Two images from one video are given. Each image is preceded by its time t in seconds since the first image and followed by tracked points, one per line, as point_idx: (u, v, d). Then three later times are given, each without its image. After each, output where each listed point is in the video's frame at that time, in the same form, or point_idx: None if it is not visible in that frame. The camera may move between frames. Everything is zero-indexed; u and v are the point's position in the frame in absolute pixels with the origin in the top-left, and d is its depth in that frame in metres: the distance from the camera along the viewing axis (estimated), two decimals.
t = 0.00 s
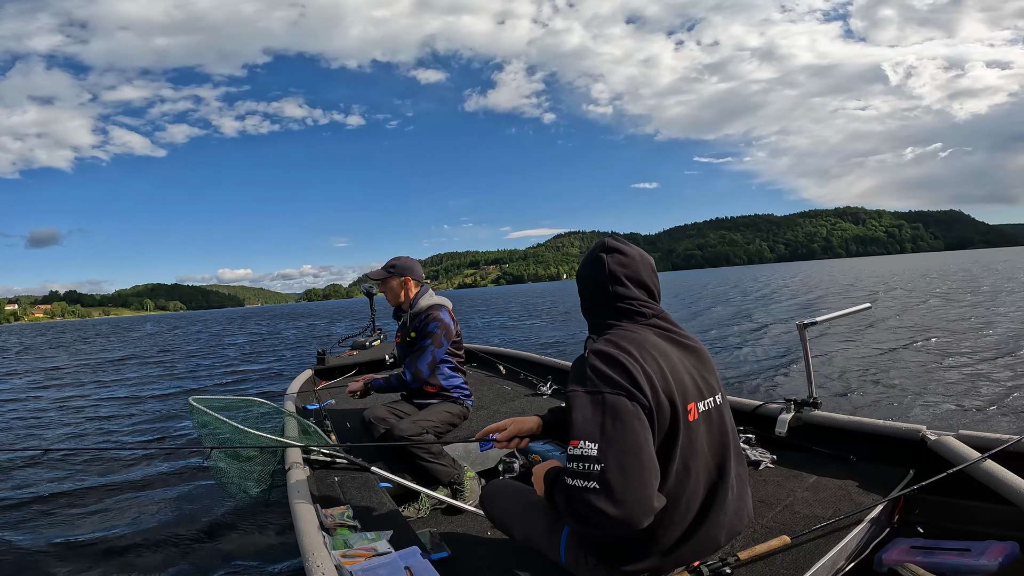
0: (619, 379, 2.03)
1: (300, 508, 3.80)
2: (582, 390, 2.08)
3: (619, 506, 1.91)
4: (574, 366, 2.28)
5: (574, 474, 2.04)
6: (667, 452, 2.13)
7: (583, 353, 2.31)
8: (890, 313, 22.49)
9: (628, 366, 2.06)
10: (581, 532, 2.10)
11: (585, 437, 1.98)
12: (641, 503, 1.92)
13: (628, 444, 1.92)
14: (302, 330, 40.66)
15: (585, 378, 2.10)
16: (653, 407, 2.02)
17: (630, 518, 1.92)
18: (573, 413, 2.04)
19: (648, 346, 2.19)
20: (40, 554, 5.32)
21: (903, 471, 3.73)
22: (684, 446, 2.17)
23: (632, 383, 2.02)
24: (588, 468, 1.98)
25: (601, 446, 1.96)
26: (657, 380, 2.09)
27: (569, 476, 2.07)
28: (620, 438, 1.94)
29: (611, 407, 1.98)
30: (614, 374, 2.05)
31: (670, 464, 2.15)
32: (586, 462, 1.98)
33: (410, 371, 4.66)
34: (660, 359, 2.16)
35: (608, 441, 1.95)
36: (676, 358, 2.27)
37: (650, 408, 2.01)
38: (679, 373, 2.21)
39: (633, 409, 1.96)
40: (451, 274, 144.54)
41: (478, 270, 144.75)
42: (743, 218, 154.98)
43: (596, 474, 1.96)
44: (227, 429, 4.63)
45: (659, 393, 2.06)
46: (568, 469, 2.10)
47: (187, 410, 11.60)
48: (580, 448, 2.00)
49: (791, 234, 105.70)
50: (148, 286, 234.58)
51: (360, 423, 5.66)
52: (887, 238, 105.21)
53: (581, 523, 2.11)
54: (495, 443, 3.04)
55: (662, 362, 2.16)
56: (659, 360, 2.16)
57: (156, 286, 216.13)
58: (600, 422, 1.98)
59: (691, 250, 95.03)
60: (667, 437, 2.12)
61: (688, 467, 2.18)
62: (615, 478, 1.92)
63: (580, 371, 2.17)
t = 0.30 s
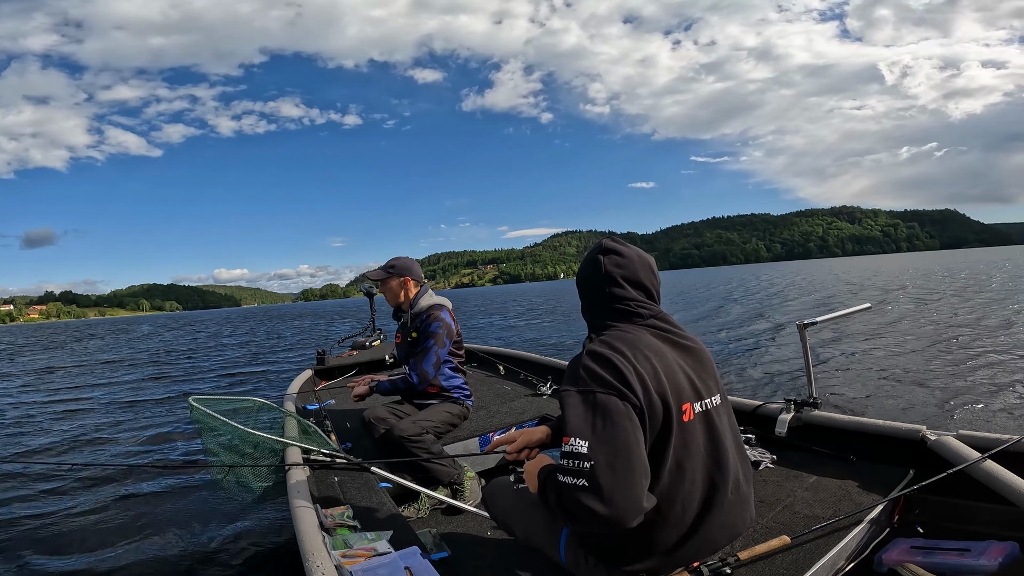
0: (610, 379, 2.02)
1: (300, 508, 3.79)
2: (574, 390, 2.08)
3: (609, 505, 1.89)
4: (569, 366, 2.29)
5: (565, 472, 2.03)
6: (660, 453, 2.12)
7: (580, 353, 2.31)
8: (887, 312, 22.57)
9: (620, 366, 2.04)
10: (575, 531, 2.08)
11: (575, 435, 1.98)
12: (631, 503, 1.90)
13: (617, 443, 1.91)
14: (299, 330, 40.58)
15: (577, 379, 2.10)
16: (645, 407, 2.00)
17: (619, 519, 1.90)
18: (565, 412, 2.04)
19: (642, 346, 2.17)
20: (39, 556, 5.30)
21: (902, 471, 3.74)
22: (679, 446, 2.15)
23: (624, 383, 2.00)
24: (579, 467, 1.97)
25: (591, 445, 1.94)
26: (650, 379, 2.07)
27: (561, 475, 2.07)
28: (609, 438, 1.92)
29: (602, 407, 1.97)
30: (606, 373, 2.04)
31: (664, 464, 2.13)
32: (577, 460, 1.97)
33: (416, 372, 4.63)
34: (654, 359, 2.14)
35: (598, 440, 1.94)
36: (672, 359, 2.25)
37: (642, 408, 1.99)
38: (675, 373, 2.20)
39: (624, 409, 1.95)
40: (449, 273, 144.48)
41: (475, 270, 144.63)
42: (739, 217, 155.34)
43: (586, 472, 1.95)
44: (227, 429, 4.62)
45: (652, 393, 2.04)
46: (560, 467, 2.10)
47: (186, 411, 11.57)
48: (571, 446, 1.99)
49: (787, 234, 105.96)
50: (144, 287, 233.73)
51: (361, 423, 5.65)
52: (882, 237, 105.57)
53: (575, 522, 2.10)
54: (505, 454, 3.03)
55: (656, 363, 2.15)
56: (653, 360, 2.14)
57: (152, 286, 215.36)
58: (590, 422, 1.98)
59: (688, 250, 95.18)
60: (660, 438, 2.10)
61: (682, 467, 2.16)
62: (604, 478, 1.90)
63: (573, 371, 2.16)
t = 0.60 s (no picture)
0: (612, 378, 2.01)
1: (300, 508, 3.79)
2: (576, 389, 2.08)
3: (613, 504, 1.89)
4: (570, 366, 2.28)
5: (569, 472, 2.02)
6: (662, 452, 2.11)
7: (580, 353, 2.30)
8: (886, 312, 22.63)
9: (621, 365, 2.05)
10: (578, 531, 2.07)
11: (578, 434, 1.97)
12: (634, 502, 1.89)
13: (621, 442, 1.90)
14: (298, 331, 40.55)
15: (579, 378, 2.10)
16: (647, 405, 2.00)
17: (623, 517, 1.90)
18: (567, 411, 2.03)
19: (643, 346, 2.17)
20: (39, 557, 5.29)
21: (902, 471, 3.74)
22: (681, 445, 2.15)
23: (625, 382, 2.00)
24: (583, 466, 1.96)
25: (594, 444, 1.94)
26: (651, 379, 2.07)
27: (565, 474, 2.06)
28: (613, 436, 1.92)
29: (604, 405, 1.97)
30: (608, 373, 2.04)
31: (666, 463, 2.13)
32: (581, 460, 1.97)
33: (416, 372, 4.62)
34: (655, 359, 2.14)
35: (601, 438, 1.93)
36: (672, 358, 2.25)
37: (644, 406, 1.99)
38: (675, 372, 2.20)
39: (627, 408, 1.94)
40: (447, 273, 144.50)
41: (472, 270, 144.53)
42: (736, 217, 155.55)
43: (590, 472, 1.94)
44: (226, 429, 4.61)
45: (654, 392, 2.04)
46: (563, 467, 2.09)
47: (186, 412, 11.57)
48: (574, 446, 1.98)
49: (784, 234, 106.16)
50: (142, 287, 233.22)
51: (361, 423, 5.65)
52: (878, 238, 105.81)
53: (579, 523, 2.08)
54: (506, 454, 3.04)
55: (657, 362, 2.15)
56: (654, 359, 2.14)
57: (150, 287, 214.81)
58: (593, 420, 1.97)
59: (685, 250, 95.26)
60: (662, 436, 2.10)
61: (684, 466, 2.15)
62: (608, 476, 1.90)
63: (575, 371, 2.16)
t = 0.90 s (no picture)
0: (614, 376, 2.01)
1: (300, 508, 3.78)
2: (578, 388, 2.07)
3: (618, 501, 1.88)
4: (570, 365, 2.27)
5: (573, 470, 2.02)
6: (662, 450, 2.11)
7: (580, 352, 2.30)
8: (884, 312, 22.72)
9: (622, 363, 2.05)
10: (581, 531, 2.07)
11: (581, 432, 1.97)
12: (639, 499, 1.89)
13: (624, 439, 1.91)
14: (297, 331, 40.55)
15: (579, 377, 2.10)
16: (648, 403, 2.00)
17: (627, 515, 1.90)
18: (569, 410, 2.03)
19: (643, 345, 2.16)
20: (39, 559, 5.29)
21: (902, 471, 3.75)
22: (681, 444, 2.14)
23: (627, 380, 2.00)
24: (587, 464, 1.96)
25: (598, 441, 1.94)
26: (652, 377, 2.07)
27: (569, 473, 2.06)
28: (616, 433, 1.92)
29: (606, 402, 1.97)
30: (610, 371, 2.04)
31: (667, 461, 2.13)
32: (585, 457, 1.96)
33: (417, 372, 4.61)
34: (654, 358, 2.13)
35: (604, 435, 1.93)
36: (671, 357, 2.25)
37: (645, 404, 2.00)
38: (675, 371, 2.20)
39: (630, 404, 1.94)
40: (446, 273, 144.62)
41: (470, 270, 144.51)
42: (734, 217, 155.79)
43: (595, 469, 1.94)
44: (226, 429, 4.62)
45: (654, 389, 2.04)
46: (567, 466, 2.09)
47: (186, 413, 11.56)
48: (578, 444, 1.98)
49: (782, 234, 106.41)
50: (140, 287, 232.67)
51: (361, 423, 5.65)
52: (876, 238, 106.10)
53: (583, 522, 2.08)
54: (507, 461, 3.02)
55: (657, 360, 2.15)
56: (654, 358, 2.14)
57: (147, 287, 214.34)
58: (596, 418, 1.97)
59: (683, 250, 95.37)
60: (663, 434, 2.10)
61: (684, 465, 2.15)
62: (612, 473, 1.90)
63: (575, 371, 2.16)
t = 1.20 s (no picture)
0: (616, 375, 2.01)
1: (300, 508, 3.78)
2: (578, 388, 2.07)
3: (623, 500, 1.88)
4: (569, 365, 2.27)
5: (576, 470, 2.01)
6: (662, 449, 2.11)
7: (579, 352, 2.30)
8: (883, 312, 22.79)
9: (623, 361, 2.04)
10: (584, 531, 2.06)
11: (584, 431, 1.96)
12: (643, 497, 1.89)
13: (627, 438, 1.90)
14: (296, 331, 40.56)
15: (580, 376, 2.09)
16: (649, 401, 2.01)
17: (631, 513, 1.90)
18: (571, 409, 2.02)
19: (642, 344, 2.16)
20: (38, 559, 5.28)
21: (902, 471, 3.76)
22: (681, 444, 2.15)
23: (628, 379, 2.00)
24: (591, 464, 1.95)
25: (601, 440, 1.94)
26: (653, 377, 2.07)
27: (572, 473, 2.05)
28: (618, 433, 1.92)
29: (608, 401, 1.97)
30: (610, 370, 2.04)
31: (668, 460, 2.13)
32: (588, 457, 1.96)
33: (417, 372, 4.61)
34: (655, 357, 2.13)
35: (607, 434, 1.93)
36: (671, 357, 2.25)
37: (647, 402, 2.00)
38: (675, 370, 2.20)
39: (631, 403, 1.94)
40: (445, 273, 144.70)
41: (468, 270, 144.45)
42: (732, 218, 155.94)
43: (599, 468, 1.94)
44: (225, 429, 4.62)
45: (655, 388, 2.04)
46: (570, 466, 2.08)
47: (185, 412, 11.56)
48: (580, 443, 1.97)
49: (780, 235, 106.53)
50: (138, 287, 232.39)
51: (360, 423, 5.64)
52: (873, 238, 106.31)
53: (585, 521, 2.08)
54: (506, 466, 3.01)
55: (657, 359, 2.15)
56: (653, 357, 2.14)
57: (146, 287, 214.17)
58: (598, 417, 1.96)
59: (681, 250, 95.35)
60: (664, 432, 2.11)
61: (685, 464, 2.15)
62: (617, 471, 1.90)
63: (575, 370, 2.15)
